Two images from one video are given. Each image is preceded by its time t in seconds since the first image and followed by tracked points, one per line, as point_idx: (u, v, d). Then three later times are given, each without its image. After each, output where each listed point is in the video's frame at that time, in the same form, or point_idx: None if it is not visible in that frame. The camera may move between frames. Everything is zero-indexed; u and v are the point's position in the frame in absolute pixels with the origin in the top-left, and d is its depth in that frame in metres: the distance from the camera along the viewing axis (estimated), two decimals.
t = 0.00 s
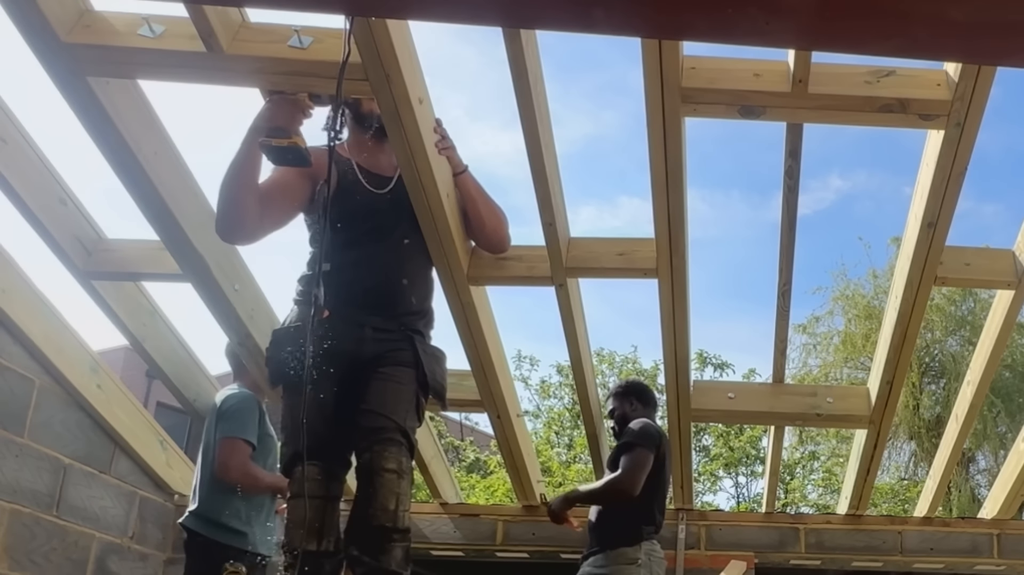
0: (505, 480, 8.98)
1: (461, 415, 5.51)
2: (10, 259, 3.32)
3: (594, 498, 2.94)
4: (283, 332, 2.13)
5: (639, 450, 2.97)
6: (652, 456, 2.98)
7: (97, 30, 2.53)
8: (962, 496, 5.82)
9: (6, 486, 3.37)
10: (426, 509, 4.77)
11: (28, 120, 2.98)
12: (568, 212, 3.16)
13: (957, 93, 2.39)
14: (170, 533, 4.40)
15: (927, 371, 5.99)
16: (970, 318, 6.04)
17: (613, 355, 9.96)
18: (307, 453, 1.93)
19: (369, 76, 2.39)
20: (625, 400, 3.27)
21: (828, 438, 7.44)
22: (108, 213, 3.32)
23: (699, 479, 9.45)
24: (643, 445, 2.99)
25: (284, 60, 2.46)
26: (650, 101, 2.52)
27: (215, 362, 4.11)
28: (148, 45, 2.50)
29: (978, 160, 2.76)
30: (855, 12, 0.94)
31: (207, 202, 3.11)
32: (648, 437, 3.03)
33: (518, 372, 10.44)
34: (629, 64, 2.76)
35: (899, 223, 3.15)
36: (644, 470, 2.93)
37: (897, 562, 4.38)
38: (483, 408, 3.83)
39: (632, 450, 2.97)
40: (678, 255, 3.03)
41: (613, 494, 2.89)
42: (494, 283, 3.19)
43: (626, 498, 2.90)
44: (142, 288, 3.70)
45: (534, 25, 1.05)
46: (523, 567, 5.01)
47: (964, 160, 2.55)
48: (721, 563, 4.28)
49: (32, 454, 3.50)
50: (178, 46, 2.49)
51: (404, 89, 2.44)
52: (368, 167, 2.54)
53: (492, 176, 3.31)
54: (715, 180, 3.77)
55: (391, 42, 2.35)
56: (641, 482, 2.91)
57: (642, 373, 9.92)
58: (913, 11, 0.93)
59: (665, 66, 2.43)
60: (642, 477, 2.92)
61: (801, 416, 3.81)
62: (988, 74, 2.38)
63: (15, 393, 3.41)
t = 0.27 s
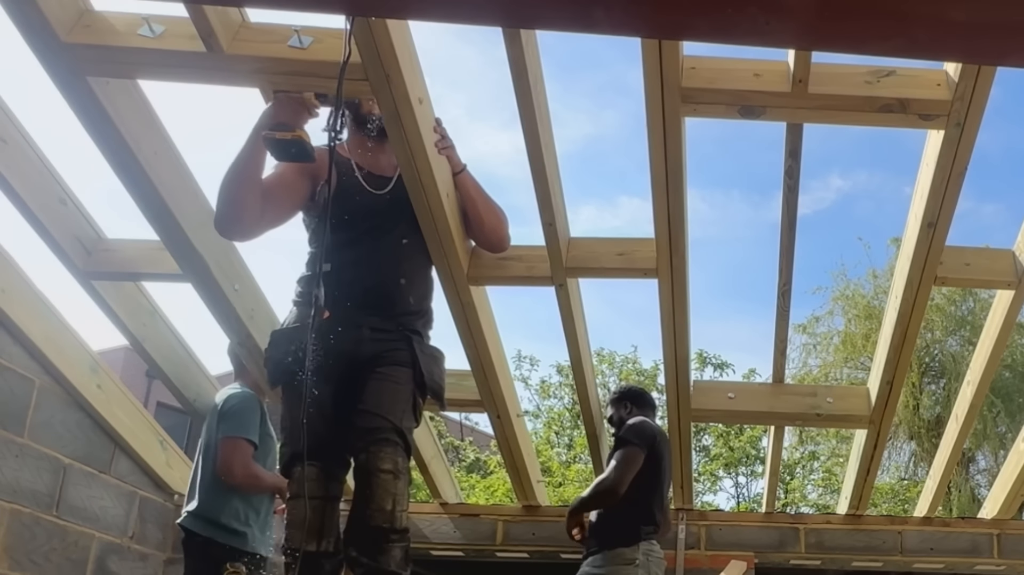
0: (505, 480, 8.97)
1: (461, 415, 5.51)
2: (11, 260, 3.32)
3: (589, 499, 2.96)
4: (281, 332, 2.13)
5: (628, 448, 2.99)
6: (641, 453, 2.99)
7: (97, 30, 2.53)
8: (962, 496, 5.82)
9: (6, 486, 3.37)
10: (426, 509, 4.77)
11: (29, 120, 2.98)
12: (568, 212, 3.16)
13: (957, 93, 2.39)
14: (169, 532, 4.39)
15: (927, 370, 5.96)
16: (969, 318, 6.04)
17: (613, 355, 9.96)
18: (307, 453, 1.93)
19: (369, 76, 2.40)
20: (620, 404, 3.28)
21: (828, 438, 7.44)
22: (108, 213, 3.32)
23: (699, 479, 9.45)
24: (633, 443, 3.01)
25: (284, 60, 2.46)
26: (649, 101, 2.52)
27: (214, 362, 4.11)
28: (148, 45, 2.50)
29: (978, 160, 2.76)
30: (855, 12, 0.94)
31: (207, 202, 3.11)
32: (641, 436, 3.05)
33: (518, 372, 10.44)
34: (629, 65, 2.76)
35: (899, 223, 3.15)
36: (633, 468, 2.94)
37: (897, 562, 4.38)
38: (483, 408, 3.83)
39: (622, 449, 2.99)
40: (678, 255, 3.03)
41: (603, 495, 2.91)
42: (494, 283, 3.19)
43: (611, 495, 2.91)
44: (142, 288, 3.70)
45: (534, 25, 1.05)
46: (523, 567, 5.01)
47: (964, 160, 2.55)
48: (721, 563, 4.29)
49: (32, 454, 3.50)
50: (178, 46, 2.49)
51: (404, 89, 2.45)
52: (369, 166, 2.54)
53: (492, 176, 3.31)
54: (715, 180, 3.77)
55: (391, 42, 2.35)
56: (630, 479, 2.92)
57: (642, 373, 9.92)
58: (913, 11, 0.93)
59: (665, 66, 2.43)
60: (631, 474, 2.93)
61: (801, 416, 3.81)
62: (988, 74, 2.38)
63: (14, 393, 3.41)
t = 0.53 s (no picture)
0: (505, 480, 8.97)
1: (461, 415, 5.51)
2: (11, 260, 3.31)
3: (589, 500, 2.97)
4: (283, 333, 2.14)
5: (627, 448, 2.99)
6: (640, 452, 2.99)
7: (97, 30, 2.53)
8: (962, 496, 5.82)
9: (6, 486, 3.37)
10: (426, 509, 4.77)
11: (29, 121, 2.98)
12: (568, 212, 3.16)
13: (957, 93, 2.39)
14: (169, 532, 4.40)
15: (927, 371, 5.99)
16: (969, 318, 6.04)
17: (613, 355, 9.96)
18: (307, 453, 1.93)
19: (369, 76, 2.40)
20: (621, 406, 3.28)
21: (828, 438, 7.44)
22: (108, 213, 3.32)
23: (699, 479, 9.45)
24: (631, 442, 3.01)
25: (284, 60, 2.46)
26: (649, 101, 2.52)
27: (214, 362, 4.11)
28: (148, 45, 2.50)
29: (978, 160, 2.76)
30: (855, 13, 0.94)
31: (207, 202, 3.11)
32: (640, 435, 3.04)
33: (518, 372, 10.44)
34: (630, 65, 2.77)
35: (898, 223, 3.15)
36: (632, 467, 2.94)
37: (897, 562, 4.38)
38: (483, 408, 3.83)
39: (621, 449, 2.99)
40: (678, 255, 3.03)
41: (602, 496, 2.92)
42: (493, 283, 3.19)
43: (610, 494, 2.91)
44: (143, 288, 3.70)
45: (534, 25, 1.05)
46: (523, 567, 5.01)
47: (964, 160, 2.55)
48: (721, 563, 4.30)
49: (32, 454, 3.50)
50: (178, 46, 2.49)
51: (404, 88, 2.45)
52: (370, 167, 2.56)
53: (492, 176, 3.31)
54: (715, 179, 3.77)
55: (391, 42, 2.35)
56: (628, 478, 2.92)
57: (642, 373, 9.92)
58: (914, 11, 0.93)
59: (665, 66, 2.43)
60: (630, 474, 2.93)
61: (801, 416, 3.81)
62: (988, 74, 2.38)
63: (14, 393, 3.41)
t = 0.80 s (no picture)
0: (505, 480, 8.98)
1: (461, 415, 5.51)
2: (11, 260, 3.31)
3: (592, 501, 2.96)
4: (286, 334, 2.14)
5: (630, 448, 2.98)
6: (644, 452, 2.98)
7: (97, 30, 2.53)
8: (962, 496, 5.82)
9: (6, 486, 3.37)
10: (426, 509, 4.77)
11: (29, 121, 2.98)
12: (568, 212, 3.15)
13: (957, 93, 2.39)
14: (169, 532, 4.40)
15: (927, 371, 5.99)
16: (969, 318, 6.04)
17: (613, 355, 9.96)
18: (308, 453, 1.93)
19: (368, 77, 2.40)
20: (620, 405, 3.28)
21: (828, 438, 7.44)
22: (108, 213, 3.32)
23: (699, 479, 9.45)
24: (634, 442, 3.01)
25: (284, 60, 2.46)
26: (649, 101, 2.52)
27: (214, 362, 4.11)
28: (148, 45, 2.50)
29: (979, 160, 2.76)
30: (855, 12, 0.94)
31: (207, 202, 3.11)
32: (642, 435, 3.04)
33: (518, 372, 10.44)
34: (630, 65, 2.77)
35: (899, 223, 3.15)
36: (635, 467, 2.94)
37: (897, 562, 4.38)
38: (483, 408, 3.83)
39: (625, 448, 2.99)
40: (678, 255, 3.03)
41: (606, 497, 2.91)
42: (493, 283, 3.19)
43: (617, 495, 2.90)
44: (143, 288, 3.70)
45: (534, 25, 1.05)
46: (523, 567, 5.01)
47: (964, 160, 2.55)
48: (721, 563, 4.30)
49: (32, 454, 3.50)
50: (178, 46, 2.49)
51: (404, 89, 2.45)
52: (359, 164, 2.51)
53: (492, 176, 3.31)
54: (715, 179, 3.77)
55: (391, 42, 2.35)
56: (632, 478, 2.92)
57: (642, 373, 9.92)
58: (913, 11, 0.93)
59: (665, 66, 2.43)
60: (633, 474, 2.92)
61: (801, 416, 3.81)
62: (988, 74, 2.38)
63: (14, 393, 3.40)
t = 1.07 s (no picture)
0: (505, 480, 8.98)
1: (461, 415, 5.51)
2: (10, 260, 3.31)
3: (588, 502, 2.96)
4: (286, 334, 2.14)
5: (629, 449, 2.97)
6: (643, 453, 2.98)
7: (97, 30, 2.53)
8: (962, 496, 5.82)
9: (6, 486, 3.37)
10: (426, 509, 4.77)
11: (29, 120, 2.98)
12: (568, 212, 3.15)
13: (957, 93, 2.39)
14: (169, 532, 4.40)
15: (927, 371, 6.00)
16: (969, 318, 6.04)
17: (613, 355, 9.96)
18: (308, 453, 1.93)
19: (369, 76, 2.40)
20: (623, 401, 3.28)
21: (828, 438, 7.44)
22: (108, 213, 3.32)
23: (699, 479, 9.45)
24: (632, 442, 3.00)
25: (284, 60, 2.46)
26: (649, 101, 2.52)
27: (214, 362, 4.11)
28: (148, 45, 2.50)
29: (979, 160, 2.76)
30: (855, 13, 0.94)
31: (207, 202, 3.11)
32: (641, 435, 3.03)
33: (518, 372, 10.44)
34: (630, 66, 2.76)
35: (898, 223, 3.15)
36: (634, 468, 2.94)
37: (898, 562, 4.38)
38: (483, 408, 3.83)
39: (623, 449, 2.99)
40: (678, 255, 3.03)
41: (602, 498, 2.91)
42: (494, 283, 3.19)
43: (614, 497, 2.91)
44: (143, 288, 3.70)
45: (534, 25, 1.05)
46: (523, 567, 5.01)
47: (964, 160, 2.55)
48: (721, 563, 4.31)
49: (32, 454, 3.50)
50: (178, 46, 2.49)
51: (404, 89, 2.45)
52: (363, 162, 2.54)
53: (492, 176, 3.31)
54: (715, 179, 3.76)
55: (392, 42, 2.36)
56: (629, 479, 2.92)
57: (642, 373, 9.91)
58: (912, 11, 0.93)
59: (665, 66, 2.43)
60: (631, 475, 2.92)
61: (801, 416, 3.81)
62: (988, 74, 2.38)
63: (14, 393, 3.41)
